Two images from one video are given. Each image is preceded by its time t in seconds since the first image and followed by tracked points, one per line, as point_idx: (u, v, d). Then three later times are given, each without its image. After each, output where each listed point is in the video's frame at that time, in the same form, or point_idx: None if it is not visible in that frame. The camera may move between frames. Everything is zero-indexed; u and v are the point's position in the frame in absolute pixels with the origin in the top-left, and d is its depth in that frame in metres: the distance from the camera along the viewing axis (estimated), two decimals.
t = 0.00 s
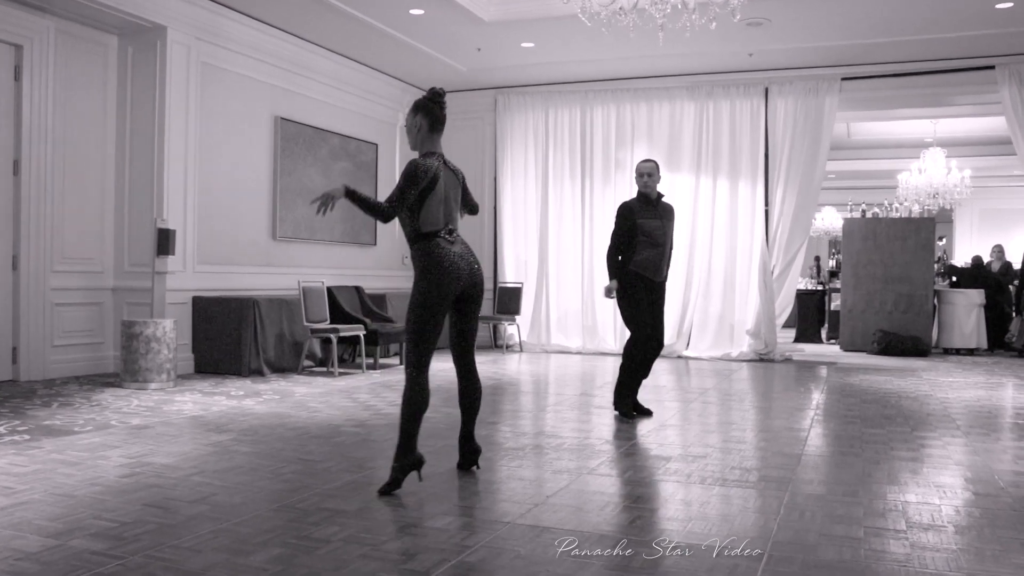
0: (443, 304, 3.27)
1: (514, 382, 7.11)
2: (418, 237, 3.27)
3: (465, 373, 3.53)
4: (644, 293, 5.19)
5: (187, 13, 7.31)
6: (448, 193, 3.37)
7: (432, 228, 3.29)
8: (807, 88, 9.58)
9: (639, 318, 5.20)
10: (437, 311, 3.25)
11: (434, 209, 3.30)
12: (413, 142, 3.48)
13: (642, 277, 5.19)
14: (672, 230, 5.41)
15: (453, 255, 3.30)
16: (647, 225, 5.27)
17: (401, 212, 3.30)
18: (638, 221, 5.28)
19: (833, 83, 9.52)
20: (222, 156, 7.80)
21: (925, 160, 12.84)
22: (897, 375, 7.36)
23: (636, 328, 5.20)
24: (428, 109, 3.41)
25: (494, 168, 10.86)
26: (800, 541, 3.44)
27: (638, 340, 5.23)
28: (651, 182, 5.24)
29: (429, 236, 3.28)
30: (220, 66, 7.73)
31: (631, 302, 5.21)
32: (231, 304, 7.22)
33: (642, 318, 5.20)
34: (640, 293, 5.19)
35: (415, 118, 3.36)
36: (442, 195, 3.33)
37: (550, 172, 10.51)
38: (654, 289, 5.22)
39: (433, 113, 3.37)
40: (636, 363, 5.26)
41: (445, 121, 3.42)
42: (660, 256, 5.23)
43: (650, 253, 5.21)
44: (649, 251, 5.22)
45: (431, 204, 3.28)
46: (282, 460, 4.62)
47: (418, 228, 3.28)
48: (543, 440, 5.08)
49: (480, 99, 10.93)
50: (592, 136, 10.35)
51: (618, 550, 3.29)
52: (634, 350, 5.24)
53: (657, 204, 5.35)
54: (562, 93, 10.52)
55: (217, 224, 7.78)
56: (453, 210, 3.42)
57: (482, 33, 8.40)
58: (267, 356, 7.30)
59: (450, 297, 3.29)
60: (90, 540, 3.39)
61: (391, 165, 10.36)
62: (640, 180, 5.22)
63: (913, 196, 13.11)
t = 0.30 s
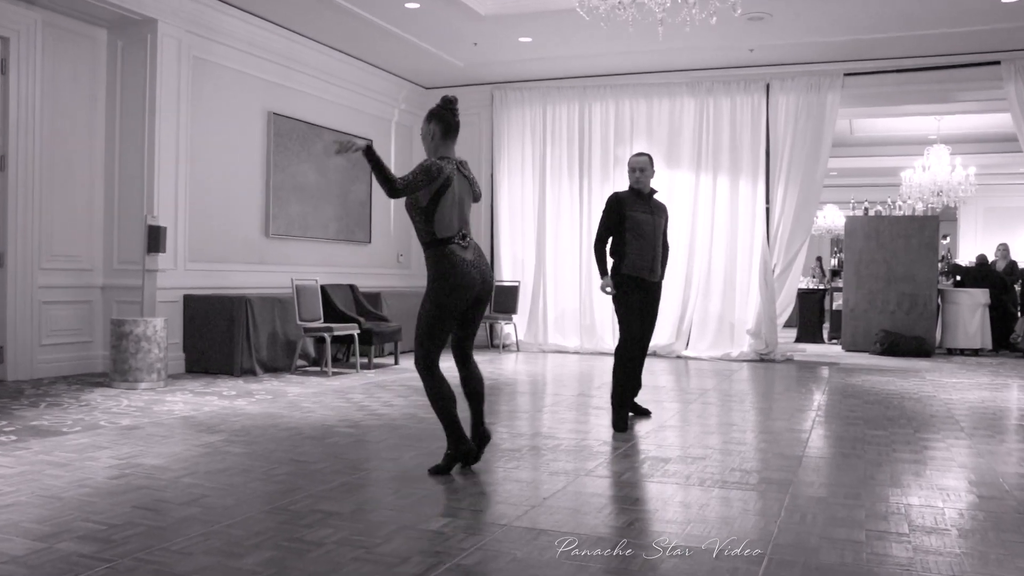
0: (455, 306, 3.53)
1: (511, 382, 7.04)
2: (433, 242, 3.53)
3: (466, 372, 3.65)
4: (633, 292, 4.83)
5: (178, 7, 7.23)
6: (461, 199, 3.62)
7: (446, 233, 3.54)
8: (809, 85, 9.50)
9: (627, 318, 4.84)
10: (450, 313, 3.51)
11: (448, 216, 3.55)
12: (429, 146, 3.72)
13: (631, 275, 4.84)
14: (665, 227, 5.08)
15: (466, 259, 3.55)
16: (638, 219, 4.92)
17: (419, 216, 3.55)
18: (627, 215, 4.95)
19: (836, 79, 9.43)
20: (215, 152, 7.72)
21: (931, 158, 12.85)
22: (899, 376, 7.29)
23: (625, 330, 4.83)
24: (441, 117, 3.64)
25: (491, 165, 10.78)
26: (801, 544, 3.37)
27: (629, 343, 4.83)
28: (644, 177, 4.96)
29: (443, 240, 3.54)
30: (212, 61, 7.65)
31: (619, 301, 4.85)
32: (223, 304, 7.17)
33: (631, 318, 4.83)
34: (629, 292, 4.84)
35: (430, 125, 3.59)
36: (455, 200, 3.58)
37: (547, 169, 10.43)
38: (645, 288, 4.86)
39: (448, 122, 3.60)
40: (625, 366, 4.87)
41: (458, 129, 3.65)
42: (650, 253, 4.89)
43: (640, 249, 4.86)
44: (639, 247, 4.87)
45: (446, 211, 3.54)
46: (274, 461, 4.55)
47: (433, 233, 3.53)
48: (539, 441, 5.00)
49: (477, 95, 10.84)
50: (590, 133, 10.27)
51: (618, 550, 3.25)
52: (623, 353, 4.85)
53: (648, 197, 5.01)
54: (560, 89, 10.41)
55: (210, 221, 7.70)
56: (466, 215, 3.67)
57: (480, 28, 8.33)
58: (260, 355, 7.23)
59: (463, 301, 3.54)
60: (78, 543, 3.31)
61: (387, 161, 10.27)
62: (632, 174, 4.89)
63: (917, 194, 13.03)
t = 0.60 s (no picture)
0: (465, 313, 3.61)
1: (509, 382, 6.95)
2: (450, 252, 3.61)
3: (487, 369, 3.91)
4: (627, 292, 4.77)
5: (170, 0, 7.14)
6: (479, 208, 3.70)
7: (464, 243, 3.62)
8: (812, 81, 9.40)
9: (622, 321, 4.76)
10: (460, 320, 3.59)
11: (466, 227, 3.63)
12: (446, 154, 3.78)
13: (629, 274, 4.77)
14: (666, 223, 4.97)
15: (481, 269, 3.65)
16: (638, 218, 4.82)
17: (438, 225, 3.63)
18: (628, 215, 4.83)
19: (839, 75, 9.33)
20: (207, 149, 7.64)
21: (936, 153, 12.74)
22: (904, 376, 7.21)
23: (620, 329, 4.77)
24: (459, 126, 3.69)
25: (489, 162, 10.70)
26: (804, 547, 3.29)
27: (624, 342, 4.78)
28: (642, 172, 4.82)
29: (461, 250, 3.62)
30: (204, 55, 7.56)
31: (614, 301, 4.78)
32: (216, 303, 7.07)
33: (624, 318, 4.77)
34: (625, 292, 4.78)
35: (448, 135, 3.65)
36: (473, 211, 3.65)
37: (546, 166, 10.35)
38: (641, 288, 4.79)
39: (465, 132, 3.66)
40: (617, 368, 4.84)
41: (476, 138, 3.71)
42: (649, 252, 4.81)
43: (638, 250, 4.78)
44: (639, 248, 4.78)
45: (465, 221, 3.62)
46: (268, 463, 4.47)
47: (451, 242, 3.61)
48: (538, 442, 4.92)
49: (475, 91, 10.74)
50: (590, 129, 10.18)
51: (617, 550, 3.21)
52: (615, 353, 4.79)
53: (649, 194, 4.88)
54: (558, 85, 10.34)
55: (203, 218, 7.61)
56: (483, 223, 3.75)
57: (477, 23, 8.25)
58: (254, 355, 7.18)
59: (474, 308, 3.63)
60: (66, 547, 3.23)
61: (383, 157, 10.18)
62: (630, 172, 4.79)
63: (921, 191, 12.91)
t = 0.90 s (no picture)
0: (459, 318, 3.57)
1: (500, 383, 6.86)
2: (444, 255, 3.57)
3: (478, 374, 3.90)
4: (619, 296, 4.69)
5: None
6: (476, 212, 3.65)
7: (458, 247, 3.57)
8: (806, 76, 9.35)
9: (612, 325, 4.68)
10: (452, 324, 3.56)
11: (460, 229, 3.58)
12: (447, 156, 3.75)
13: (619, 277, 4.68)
14: (655, 223, 4.90)
15: (475, 274, 3.59)
16: (626, 219, 4.74)
17: (433, 223, 3.60)
18: (615, 216, 4.76)
19: (834, 69, 9.28)
20: (190, 146, 7.53)
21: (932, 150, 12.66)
22: (900, 376, 7.14)
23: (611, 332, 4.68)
24: (459, 129, 3.68)
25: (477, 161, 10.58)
26: (800, 551, 3.21)
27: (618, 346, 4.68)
28: (633, 172, 4.73)
29: (454, 253, 3.57)
30: (186, 50, 7.44)
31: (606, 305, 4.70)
32: (198, 304, 6.96)
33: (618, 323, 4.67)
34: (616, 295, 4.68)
35: (447, 135, 3.63)
36: (468, 214, 3.60)
37: (537, 164, 10.26)
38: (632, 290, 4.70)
39: (465, 134, 3.64)
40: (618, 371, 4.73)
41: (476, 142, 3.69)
42: (640, 254, 4.71)
43: (629, 251, 4.68)
44: (627, 250, 4.69)
45: (458, 223, 3.57)
46: (253, 467, 4.36)
47: (446, 245, 3.56)
48: (528, 445, 4.83)
49: (463, 86, 10.63)
50: (581, 126, 10.09)
51: (617, 550, 3.19)
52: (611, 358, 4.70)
53: (638, 194, 4.81)
54: (548, 81, 10.25)
55: (185, 217, 7.50)
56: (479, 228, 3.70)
57: (466, 18, 8.16)
58: (238, 357, 7.07)
59: (467, 315, 3.59)
60: (42, 555, 3.12)
61: (369, 154, 10.07)
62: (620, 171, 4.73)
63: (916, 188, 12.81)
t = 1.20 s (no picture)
0: (454, 318, 3.48)
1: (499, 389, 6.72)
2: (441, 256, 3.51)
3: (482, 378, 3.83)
4: (625, 296, 4.53)
5: None
6: (481, 220, 3.61)
7: (458, 248, 3.51)
8: (812, 71, 9.20)
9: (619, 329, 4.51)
10: (447, 324, 3.46)
11: (461, 233, 3.53)
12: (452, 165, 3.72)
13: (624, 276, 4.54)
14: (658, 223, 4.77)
15: (473, 277, 3.51)
16: (630, 218, 4.62)
17: (435, 227, 3.55)
18: (617, 215, 4.63)
19: (841, 64, 9.11)
20: (178, 146, 7.40)
21: (943, 145, 12.28)
22: (911, 379, 6.99)
23: (618, 331, 4.50)
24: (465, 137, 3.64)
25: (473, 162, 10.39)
26: (809, 561, 3.07)
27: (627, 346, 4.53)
28: (636, 169, 4.60)
29: (453, 255, 3.51)
30: (173, 48, 7.31)
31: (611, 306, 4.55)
32: (187, 310, 6.84)
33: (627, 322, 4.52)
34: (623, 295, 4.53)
35: (452, 143, 3.61)
36: (472, 219, 3.56)
37: (536, 163, 10.11)
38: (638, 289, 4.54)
39: (470, 142, 3.61)
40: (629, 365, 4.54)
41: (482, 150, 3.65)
42: (643, 253, 4.58)
43: (632, 249, 4.55)
44: (631, 248, 4.56)
45: (461, 227, 3.52)
46: (244, 477, 4.23)
47: (445, 246, 3.51)
48: (528, 452, 4.69)
49: (461, 83, 10.47)
50: (580, 123, 9.95)
51: (618, 551, 3.18)
52: (619, 359, 4.51)
53: (641, 192, 4.69)
54: (547, 78, 10.10)
55: (172, 220, 7.36)
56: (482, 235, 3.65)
57: (460, 13, 8.04)
58: (228, 364, 6.96)
59: (461, 316, 3.50)
60: (22, 570, 2.99)
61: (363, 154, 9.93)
62: (621, 169, 4.60)
63: (927, 184, 12.49)
